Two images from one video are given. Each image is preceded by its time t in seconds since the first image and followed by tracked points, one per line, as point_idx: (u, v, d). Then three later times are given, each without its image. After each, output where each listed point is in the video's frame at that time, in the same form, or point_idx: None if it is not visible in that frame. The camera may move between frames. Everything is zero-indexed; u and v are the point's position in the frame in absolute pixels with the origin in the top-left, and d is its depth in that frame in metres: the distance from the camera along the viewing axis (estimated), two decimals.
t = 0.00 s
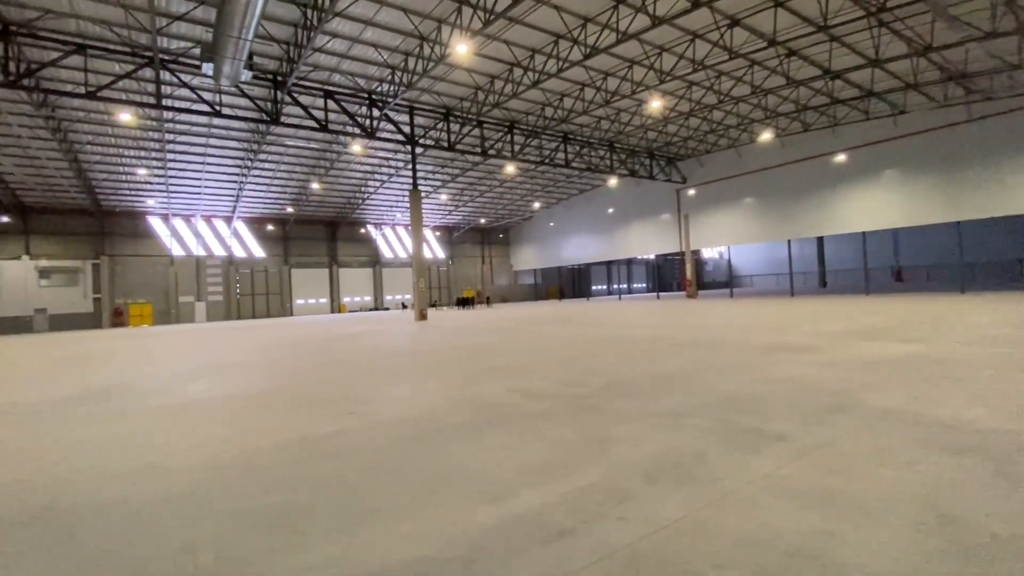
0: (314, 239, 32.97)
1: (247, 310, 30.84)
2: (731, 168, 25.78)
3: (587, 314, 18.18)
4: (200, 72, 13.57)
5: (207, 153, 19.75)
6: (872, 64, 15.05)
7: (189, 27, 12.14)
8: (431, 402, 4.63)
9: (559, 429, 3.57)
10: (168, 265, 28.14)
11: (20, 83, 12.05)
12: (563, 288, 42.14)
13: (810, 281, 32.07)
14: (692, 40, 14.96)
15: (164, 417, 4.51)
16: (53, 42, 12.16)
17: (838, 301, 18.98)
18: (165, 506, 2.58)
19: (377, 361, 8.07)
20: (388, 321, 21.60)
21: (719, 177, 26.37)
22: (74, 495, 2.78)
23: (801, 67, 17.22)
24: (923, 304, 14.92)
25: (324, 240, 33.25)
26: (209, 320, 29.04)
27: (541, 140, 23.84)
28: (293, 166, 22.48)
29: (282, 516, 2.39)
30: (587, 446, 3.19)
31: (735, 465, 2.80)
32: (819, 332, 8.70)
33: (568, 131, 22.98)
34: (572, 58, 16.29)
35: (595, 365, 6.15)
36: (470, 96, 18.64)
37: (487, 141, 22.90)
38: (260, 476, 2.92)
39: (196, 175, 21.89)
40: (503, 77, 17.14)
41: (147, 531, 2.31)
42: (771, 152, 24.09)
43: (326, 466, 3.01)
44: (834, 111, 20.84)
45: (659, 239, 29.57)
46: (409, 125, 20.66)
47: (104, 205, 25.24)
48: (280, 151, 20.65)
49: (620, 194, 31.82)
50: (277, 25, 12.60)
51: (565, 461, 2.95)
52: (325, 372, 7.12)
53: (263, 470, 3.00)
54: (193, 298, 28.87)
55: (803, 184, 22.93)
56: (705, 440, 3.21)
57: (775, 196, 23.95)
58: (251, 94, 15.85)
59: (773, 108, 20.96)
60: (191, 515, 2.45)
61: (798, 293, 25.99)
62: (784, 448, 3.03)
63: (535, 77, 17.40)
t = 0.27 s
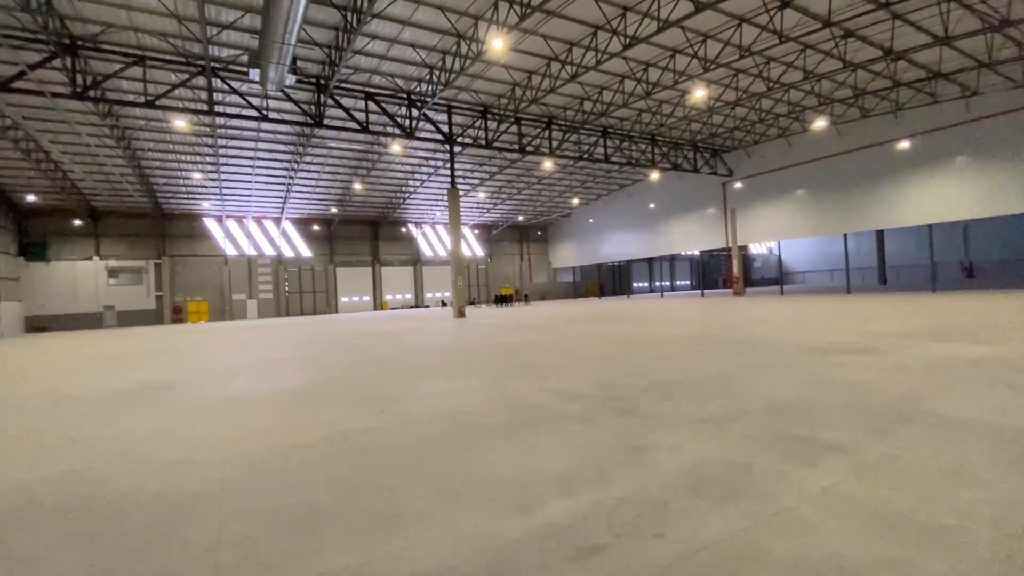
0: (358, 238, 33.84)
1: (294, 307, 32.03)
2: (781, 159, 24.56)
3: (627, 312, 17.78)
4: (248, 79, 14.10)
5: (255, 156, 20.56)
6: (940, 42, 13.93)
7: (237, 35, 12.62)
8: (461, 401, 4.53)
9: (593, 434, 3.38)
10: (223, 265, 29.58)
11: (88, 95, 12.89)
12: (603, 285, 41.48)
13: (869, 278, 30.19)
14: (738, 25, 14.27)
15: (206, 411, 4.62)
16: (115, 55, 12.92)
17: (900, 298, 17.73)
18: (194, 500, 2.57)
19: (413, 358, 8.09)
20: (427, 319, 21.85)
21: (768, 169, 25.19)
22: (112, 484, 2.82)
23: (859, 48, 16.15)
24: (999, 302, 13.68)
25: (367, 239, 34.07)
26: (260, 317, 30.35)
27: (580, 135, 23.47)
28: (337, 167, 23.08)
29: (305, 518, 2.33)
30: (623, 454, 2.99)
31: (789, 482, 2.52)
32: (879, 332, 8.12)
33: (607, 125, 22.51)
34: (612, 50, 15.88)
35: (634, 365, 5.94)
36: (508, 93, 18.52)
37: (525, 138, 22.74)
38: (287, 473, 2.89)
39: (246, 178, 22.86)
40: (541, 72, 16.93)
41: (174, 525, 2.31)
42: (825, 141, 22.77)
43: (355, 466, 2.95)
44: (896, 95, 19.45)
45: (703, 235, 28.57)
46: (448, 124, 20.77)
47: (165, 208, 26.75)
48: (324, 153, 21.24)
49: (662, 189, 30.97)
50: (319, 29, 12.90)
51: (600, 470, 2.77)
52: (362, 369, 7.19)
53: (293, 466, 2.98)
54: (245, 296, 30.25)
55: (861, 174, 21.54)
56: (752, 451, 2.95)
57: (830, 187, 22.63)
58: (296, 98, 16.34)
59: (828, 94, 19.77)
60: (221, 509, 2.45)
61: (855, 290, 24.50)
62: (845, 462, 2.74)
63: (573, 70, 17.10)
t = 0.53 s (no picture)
0: (400, 237, 34.50)
1: (340, 305, 33.05)
2: (838, 149, 23.15)
3: (670, 311, 17.25)
4: (294, 84, 14.56)
5: (303, 159, 21.28)
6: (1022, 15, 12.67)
7: (283, 42, 13.04)
8: (493, 403, 4.44)
9: (629, 442, 3.20)
10: (274, 264, 30.88)
11: (149, 105, 13.68)
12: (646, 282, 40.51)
13: (937, 274, 28.05)
14: (790, 7, 13.49)
15: (246, 407, 4.73)
16: (174, 66, 13.64)
17: (973, 296, 16.36)
18: (222, 494, 2.58)
19: (449, 356, 8.09)
20: (467, 316, 22.01)
21: (823, 159, 23.81)
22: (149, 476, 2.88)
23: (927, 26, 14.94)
24: None
25: (409, 238, 34.70)
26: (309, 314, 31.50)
27: (621, 130, 22.93)
28: (379, 168, 23.57)
29: (328, 517, 2.28)
30: (660, 464, 2.80)
31: (848, 503, 2.26)
32: (950, 333, 7.45)
33: (649, 118, 21.89)
34: (654, 40, 15.37)
35: (677, 367, 5.67)
36: (546, 89, 18.30)
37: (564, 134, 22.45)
38: (315, 470, 2.87)
39: (295, 180, 23.71)
40: (580, 66, 16.62)
41: (201, 517, 2.31)
42: (887, 127, 21.28)
43: (381, 466, 2.89)
44: (970, 75, 17.90)
45: (752, 230, 27.38)
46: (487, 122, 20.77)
47: (220, 210, 28.16)
48: (367, 154, 21.72)
49: (708, 183, 29.89)
50: (360, 32, 13.14)
51: (635, 481, 2.59)
52: (399, 367, 7.24)
53: (321, 464, 2.96)
54: (294, 294, 31.47)
55: (928, 162, 20.00)
56: (805, 466, 2.69)
57: (892, 177, 21.14)
58: (339, 101, 16.76)
59: (891, 77, 18.43)
60: (247, 504, 2.44)
61: (921, 287, 22.80)
62: (915, 483, 2.44)
63: (614, 63, 16.69)
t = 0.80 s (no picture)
0: (444, 236, 34.98)
1: (387, 302, 33.91)
2: (906, 135, 21.49)
3: (719, 309, 16.55)
4: (341, 88, 14.96)
5: (350, 161, 21.90)
6: None
7: (330, 47, 13.41)
8: (524, 402, 4.29)
9: (666, 449, 2.96)
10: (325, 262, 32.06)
11: (208, 113, 14.43)
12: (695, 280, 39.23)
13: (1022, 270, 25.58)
14: None
15: (282, 402, 4.80)
16: (230, 75, 14.33)
17: None
18: (244, 489, 2.56)
19: (486, 354, 8.02)
20: (509, 314, 21.99)
21: (889, 146, 22.19)
22: (179, 468, 2.92)
23: None
24: None
25: (452, 236, 35.13)
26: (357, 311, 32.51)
27: (667, 122, 22.21)
28: (423, 168, 23.92)
29: (343, 517, 2.21)
30: (700, 476, 2.56)
31: (921, 532, 1.96)
32: None
33: (697, 108, 21.06)
34: (702, 27, 14.72)
35: (725, 369, 5.35)
36: (589, 83, 17.93)
37: (608, 128, 21.97)
38: (338, 466, 2.81)
39: (343, 181, 24.46)
40: (624, 57, 16.16)
41: (221, 512, 2.29)
42: (964, 110, 19.53)
43: (404, 465, 2.81)
44: None
45: (810, 224, 25.90)
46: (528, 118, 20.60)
47: (275, 212, 29.47)
48: (411, 154, 22.09)
49: (761, 175, 28.52)
50: (403, 34, 13.31)
51: (671, 495, 2.36)
52: (436, 364, 7.24)
53: (344, 460, 2.90)
54: (344, 292, 32.54)
55: (1012, 147, 18.22)
56: (868, 485, 2.39)
57: (970, 164, 19.41)
58: (384, 103, 17.10)
59: (968, 54, 16.86)
60: (266, 500, 2.40)
61: (1003, 285, 20.85)
62: (1004, 510, 2.10)
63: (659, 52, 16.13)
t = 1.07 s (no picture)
0: (485, 234, 35.17)
1: (430, 300, 34.48)
2: (983, 120, 19.72)
3: (769, 309, 15.78)
4: (383, 90, 15.23)
5: (393, 161, 22.32)
6: None
7: (372, 50, 13.66)
8: (559, 403, 4.16)
9: (709, 459, 2.76)
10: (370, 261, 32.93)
11: (260, 118, 15.04)
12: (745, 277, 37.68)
13: None
14: None
15: (321, 397, 4.87)
16: (280, 81, 14.88)
17: None
18: (274, 486, 2.57)
19: (524, 353, 7.93)
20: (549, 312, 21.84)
21: (963, 132, 20.45)
22: (216, 461, 2.97)
23: None
24: None
25: (493, 234, 35.28)
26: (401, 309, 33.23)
27: (714, 113, 21.33)
28: (464, 166, 24.08)
29: (368, 520, 2.16)
30: (748, 492, 2.35)
31: (995, 567, 1.72)
32: None
33: (747, 98, 20.12)
34: (752, 12, 14.00)
35: (775, 373, 5.01)
36: (631, 75, 17.46)
37: (651, 121, 21.36)
38: (367, 464, 2.79)
39: (386, 181, 24.98)
40: (668, 48, 15.62)
41: (249, 509, 2.29)
42: None
43: (433, 466, 2.75)
44: None
45: (871, 217, 24.29)
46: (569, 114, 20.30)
47: (323, 212, 30.49)
48: (453, 154, 22.28)
49: (817, 166, 26.99)
50: (442, 33, 13.38)
51: (713, 512, 2.18)
52: (472, 362, 7.21)
53: (374, 458, 2.88)
54: (388, 290, 33.33)
55: None
56: (934, 508, 2.14)
57: None
58: (425, 103, 17.30)
59: None
60: (294, 498, 2.39)
61: None
62: None
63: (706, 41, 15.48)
